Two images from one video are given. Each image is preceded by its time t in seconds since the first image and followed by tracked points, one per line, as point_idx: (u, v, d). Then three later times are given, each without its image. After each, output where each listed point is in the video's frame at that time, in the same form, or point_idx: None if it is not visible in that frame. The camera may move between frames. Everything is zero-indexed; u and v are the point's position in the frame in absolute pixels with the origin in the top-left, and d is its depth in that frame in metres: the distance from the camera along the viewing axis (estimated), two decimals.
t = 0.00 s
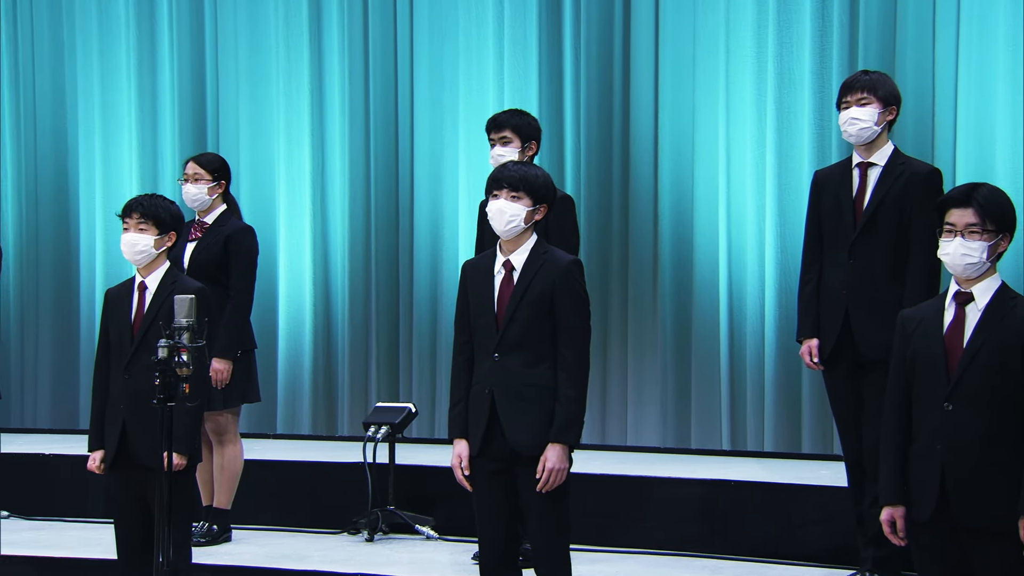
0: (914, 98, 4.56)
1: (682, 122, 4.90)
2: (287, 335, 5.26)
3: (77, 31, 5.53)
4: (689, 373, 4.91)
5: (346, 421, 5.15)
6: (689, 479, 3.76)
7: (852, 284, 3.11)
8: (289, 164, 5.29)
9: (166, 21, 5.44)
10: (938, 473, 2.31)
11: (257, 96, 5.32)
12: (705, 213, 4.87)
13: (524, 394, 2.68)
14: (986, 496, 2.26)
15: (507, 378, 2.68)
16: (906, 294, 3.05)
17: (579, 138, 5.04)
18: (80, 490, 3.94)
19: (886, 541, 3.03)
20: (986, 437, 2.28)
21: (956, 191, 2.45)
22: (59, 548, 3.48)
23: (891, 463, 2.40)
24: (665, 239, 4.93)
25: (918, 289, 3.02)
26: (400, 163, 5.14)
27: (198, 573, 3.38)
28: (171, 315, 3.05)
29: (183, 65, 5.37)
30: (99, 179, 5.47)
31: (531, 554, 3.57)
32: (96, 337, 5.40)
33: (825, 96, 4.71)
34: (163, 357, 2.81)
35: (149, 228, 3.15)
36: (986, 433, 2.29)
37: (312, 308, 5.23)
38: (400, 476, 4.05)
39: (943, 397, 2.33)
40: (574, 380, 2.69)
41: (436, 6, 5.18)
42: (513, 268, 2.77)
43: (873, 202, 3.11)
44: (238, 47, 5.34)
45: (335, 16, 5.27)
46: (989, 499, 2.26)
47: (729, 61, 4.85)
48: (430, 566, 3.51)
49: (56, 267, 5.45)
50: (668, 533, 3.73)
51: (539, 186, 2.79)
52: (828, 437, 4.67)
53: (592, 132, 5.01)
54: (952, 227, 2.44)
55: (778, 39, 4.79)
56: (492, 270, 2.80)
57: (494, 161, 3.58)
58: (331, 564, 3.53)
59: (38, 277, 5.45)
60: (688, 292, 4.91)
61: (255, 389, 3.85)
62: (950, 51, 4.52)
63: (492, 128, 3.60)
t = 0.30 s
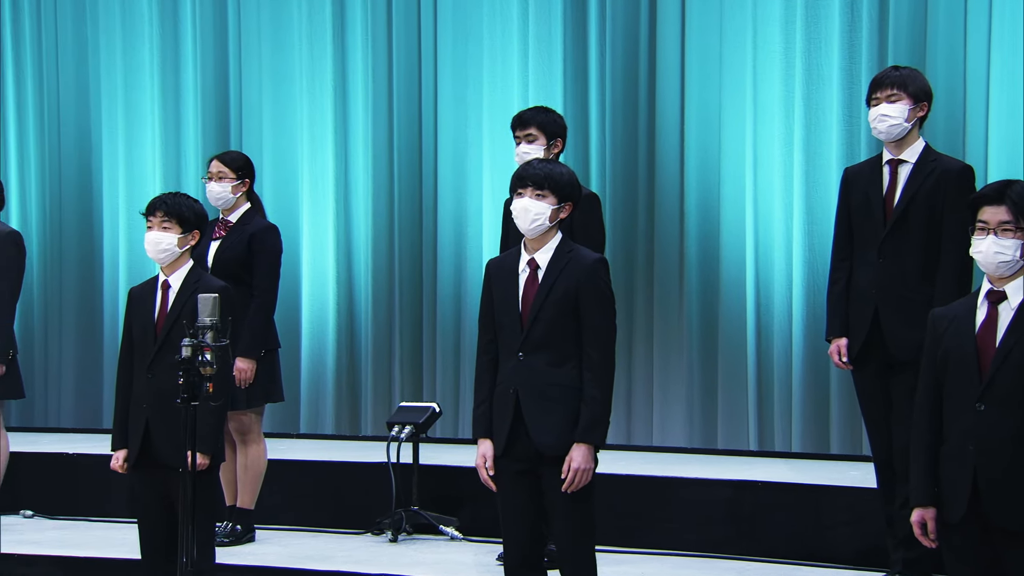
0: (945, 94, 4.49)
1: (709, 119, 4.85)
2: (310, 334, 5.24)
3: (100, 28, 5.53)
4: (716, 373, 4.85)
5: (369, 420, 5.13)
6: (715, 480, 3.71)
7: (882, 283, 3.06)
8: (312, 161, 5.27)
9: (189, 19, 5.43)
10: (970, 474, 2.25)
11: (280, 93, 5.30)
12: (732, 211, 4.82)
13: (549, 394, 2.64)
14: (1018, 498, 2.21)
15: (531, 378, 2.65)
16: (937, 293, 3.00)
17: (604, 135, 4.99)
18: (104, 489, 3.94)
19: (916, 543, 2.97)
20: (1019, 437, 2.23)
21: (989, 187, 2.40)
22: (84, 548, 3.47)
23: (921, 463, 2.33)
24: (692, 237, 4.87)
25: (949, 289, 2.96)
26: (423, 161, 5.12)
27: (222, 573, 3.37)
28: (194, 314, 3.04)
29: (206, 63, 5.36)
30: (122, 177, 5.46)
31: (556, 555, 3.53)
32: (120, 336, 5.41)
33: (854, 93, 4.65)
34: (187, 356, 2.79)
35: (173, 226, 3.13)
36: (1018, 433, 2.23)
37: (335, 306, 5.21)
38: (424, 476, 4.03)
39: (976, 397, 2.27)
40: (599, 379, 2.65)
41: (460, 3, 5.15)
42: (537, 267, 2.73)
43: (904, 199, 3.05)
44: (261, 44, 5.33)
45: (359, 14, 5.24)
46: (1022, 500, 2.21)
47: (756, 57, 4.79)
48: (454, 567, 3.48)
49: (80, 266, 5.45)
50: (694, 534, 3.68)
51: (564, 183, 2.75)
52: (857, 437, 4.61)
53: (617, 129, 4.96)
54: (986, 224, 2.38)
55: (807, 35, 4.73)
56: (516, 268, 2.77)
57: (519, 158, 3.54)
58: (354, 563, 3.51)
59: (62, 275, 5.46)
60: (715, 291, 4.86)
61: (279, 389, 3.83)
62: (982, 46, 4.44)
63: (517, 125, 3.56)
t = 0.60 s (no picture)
0: (981, 88, 4.41)
1: (739, 115, 4.79)
2: (336, 332, 5.21)
3: (127, 26, 5.52)
4: (746, 372, 4.79)
5: (396, 419, 5.10)
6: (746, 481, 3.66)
7: (917, 280, 2.99)
8: (338, 158, 5.24)
9: (216, 16, 5.42)
10: (1006, 474, 2.19)
11: (306, 90, 5.28)
12: (763, 208, 4.75)
13: (578, 393, 2.60)
14: None
15: (560, 377, 2.61)
16: (973, 289, 2.92)
17: (633, 131, 4.93)
18: (131, 489, 3.94)
19: (952, 545, 2.90)
20: None
21: None
22: (111, 547, 3.47)
23: (958, 464, 2.27)
24: (722, 234, 4.81)
25: (986, 285, 2.89)
26: (451, 159, 5.08)
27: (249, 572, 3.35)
28: (220, 312, 3.02)
29: (233, 60, 5.35)
30: (148, 175, 5.46)
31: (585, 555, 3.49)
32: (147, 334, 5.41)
33: (887, 88, 4.57)
34: (214, 355, 2.77)
35: (200, 224, 3.11)
36: None
37: (362, 304, 5.18)
38: (451, 476, 4.00)
39: (1012, 397, 2.20)
40: (630, 378, 2.59)
41: None
42: (565, 264, 2.70)
43: (939, 195, 2.99)
44: (288, 41, 5.30)
45: (386, 10, 5.22)
46: None
47: (787, 51, 4.73)
48: (481, 568, 3.45)
49: (107, 263, 5.45)
50: (724, 535, 3.63)
51: (592, 180, 2.71)
52: (890, 437, 4.54)
53: (646, 125, 4.90)
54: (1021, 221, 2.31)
55: (839, 29, 4.66)
56: (544, 266, 2.72)
57: (548, 155, 3.49)
58: (381, 563, 3.48)
59: (89, 274, 5.47)
60: (745, 289, 4.80)
61: (306, 388, 3.81)
62: (1019, 39, 4.36)
63: (547, 122, 3.52)
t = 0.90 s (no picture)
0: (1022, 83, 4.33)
1: (774, 111, 4.72)
2: (367, 330, 5.19)
3: (158, 23, 5.52)
4: (782, 371, 4.73)
5: (428, 418, 5.08)
6: (782, 482, 3.60)
7: (957, 278, 2.91)
8: (369, 156, 5.22)
9: (248, 13, 5.41)
10: None
11: (337, 88, 5.25)
12: (798, 204, 4.68)
13: (612, 393, 2.56)
14: None
15: (593, 377, 2.57)
16: (1014, 288, 2.84)
17: (667, 127, 4.88)
18: (163, 487, 3.93)
19: (993, 547, 2.83)
20: None
21: None
22: (144, 546, 3.46)
23: (997, 464, 2.18)
24: (756, 232, 4.75)
25: None
26: (482, 156, 5.05)
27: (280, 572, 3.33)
28: (251, 310, 3.00)
29: (263, 57, 5.33)
30: (180, 174, 5.46)
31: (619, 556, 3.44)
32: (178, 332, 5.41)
33: (926, 83, 4.49)
34: (245, 353, 2.75)
35: (231, 222, 3.10)
36: None
37: (393, 302, 5.16)
38: (483, 475, 3.96)
39: None
40: (663, 376, 2.54)
41: None
42: (598, 263, 2.65)
43: (979, 192, 2.91)
44: (319, 38, 5.28)
45: (417, 7, 5.19)
46: None
47: (824, 46, 4.65)
48: (513, 568, 3.41)
49: (139, 261, 5.45)
50: (760, 536, 3.57)
51: (626, 177, 2.66)
52: (929, 437, 4.45)
53: (680, 121, 4.84)
54: None
55: (877, 23, 4.58)
56: (577, 264, 2.68)
57: (581, 152, 3.45)
58: (412, 564, 3.45)
59: (120, 274, 5.46)
60: (780, 288, 4.73)
61: (337, 386, 3.79)
62: None
63: (580, 118, 3.48)
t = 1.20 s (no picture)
0: None
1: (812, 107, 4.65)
2: (399, 329, 5.17)
3: (192, 22, 5.52)
4: (819, 371, 4.65)
5: (460, 418, 5.05)
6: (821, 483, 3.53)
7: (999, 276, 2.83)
8: (402, 154, 5.19)
9: (280, 12, 5.40)
10: None
11: (370, 86, 5.23)
12: (837, 201, 4.61)
13: (646, 392, 2.51)
14: None
15: (628, 377, 2.52)
16: None
17: (703, 123, 4.81)
18: (196, 487, 3.93)
19: None
20: None
21: None
22: (177, 546, 3.45)
23: None
24: (794, 230, 4.67)
25: None
26: (515, 154, 5.01)
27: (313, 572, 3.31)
28: (284, 309, 2.97)
29: (296, 55, 5.32)
30: (212, 172, 5.45)
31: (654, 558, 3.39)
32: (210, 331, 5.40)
33: (968, 78, 4.40)
34: (278, 353, 2.72)
35: (263, 220, 3.07)
36: None
37: (425, 300, 5.13)
38: (517, 475, 3.93)
39: None
40: (699, 376, 2.50)
41: None
42: (633, 261, 2.61)
43: (1021, 189, 2.83)
44: (351, 36, 5.26)
45: (450, 4, 5.16)
46: None
47: (863, 41, 4.58)
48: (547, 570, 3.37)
49: (171, 260, 5.44)
50: (798, 538, 3.50)
51: (660, 174, 2.62)
52: (971, 439, 4.36)
53: (716, 117, 4.78)
54: None
55: (917, 18, 4.50)
56: (611, 263, 2.64)
57: (615, 149, 3.40)
58: (445, 565, 3.42)
59: (152, 273, 5.45)
60: (818, 286, 4.65)
61: (370, 386, 3.77)
62: None
63: (615, 115, 3.43)
